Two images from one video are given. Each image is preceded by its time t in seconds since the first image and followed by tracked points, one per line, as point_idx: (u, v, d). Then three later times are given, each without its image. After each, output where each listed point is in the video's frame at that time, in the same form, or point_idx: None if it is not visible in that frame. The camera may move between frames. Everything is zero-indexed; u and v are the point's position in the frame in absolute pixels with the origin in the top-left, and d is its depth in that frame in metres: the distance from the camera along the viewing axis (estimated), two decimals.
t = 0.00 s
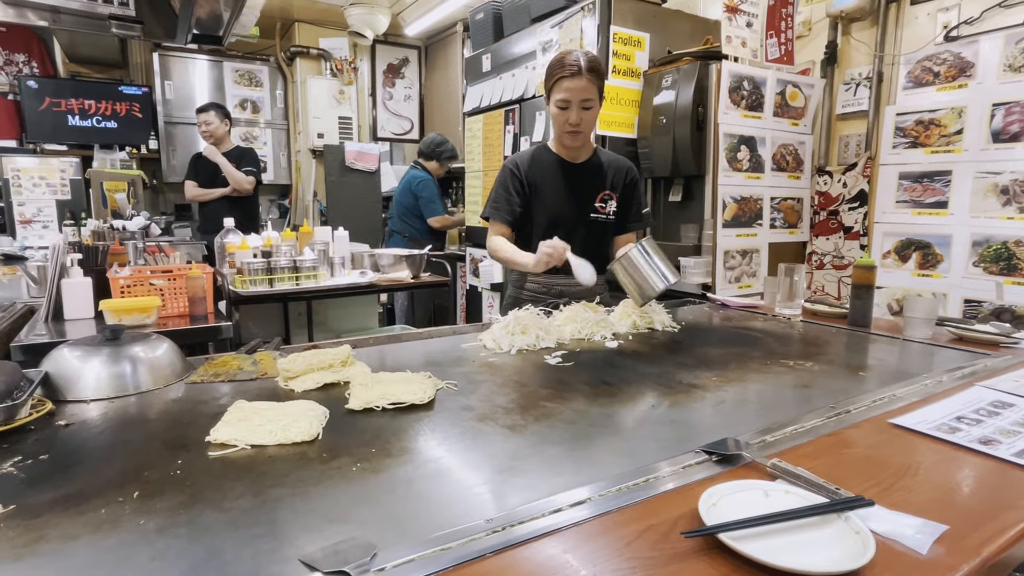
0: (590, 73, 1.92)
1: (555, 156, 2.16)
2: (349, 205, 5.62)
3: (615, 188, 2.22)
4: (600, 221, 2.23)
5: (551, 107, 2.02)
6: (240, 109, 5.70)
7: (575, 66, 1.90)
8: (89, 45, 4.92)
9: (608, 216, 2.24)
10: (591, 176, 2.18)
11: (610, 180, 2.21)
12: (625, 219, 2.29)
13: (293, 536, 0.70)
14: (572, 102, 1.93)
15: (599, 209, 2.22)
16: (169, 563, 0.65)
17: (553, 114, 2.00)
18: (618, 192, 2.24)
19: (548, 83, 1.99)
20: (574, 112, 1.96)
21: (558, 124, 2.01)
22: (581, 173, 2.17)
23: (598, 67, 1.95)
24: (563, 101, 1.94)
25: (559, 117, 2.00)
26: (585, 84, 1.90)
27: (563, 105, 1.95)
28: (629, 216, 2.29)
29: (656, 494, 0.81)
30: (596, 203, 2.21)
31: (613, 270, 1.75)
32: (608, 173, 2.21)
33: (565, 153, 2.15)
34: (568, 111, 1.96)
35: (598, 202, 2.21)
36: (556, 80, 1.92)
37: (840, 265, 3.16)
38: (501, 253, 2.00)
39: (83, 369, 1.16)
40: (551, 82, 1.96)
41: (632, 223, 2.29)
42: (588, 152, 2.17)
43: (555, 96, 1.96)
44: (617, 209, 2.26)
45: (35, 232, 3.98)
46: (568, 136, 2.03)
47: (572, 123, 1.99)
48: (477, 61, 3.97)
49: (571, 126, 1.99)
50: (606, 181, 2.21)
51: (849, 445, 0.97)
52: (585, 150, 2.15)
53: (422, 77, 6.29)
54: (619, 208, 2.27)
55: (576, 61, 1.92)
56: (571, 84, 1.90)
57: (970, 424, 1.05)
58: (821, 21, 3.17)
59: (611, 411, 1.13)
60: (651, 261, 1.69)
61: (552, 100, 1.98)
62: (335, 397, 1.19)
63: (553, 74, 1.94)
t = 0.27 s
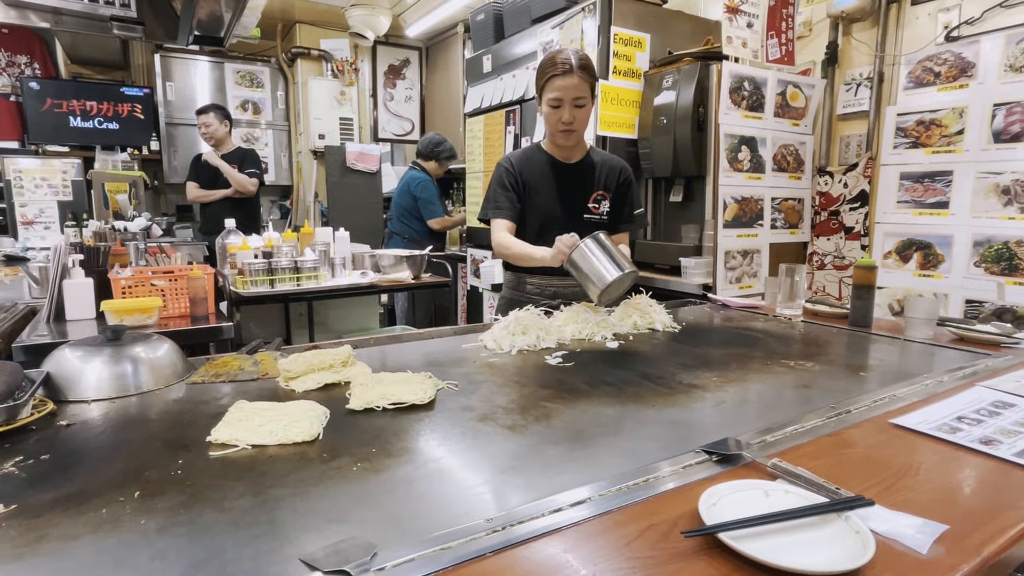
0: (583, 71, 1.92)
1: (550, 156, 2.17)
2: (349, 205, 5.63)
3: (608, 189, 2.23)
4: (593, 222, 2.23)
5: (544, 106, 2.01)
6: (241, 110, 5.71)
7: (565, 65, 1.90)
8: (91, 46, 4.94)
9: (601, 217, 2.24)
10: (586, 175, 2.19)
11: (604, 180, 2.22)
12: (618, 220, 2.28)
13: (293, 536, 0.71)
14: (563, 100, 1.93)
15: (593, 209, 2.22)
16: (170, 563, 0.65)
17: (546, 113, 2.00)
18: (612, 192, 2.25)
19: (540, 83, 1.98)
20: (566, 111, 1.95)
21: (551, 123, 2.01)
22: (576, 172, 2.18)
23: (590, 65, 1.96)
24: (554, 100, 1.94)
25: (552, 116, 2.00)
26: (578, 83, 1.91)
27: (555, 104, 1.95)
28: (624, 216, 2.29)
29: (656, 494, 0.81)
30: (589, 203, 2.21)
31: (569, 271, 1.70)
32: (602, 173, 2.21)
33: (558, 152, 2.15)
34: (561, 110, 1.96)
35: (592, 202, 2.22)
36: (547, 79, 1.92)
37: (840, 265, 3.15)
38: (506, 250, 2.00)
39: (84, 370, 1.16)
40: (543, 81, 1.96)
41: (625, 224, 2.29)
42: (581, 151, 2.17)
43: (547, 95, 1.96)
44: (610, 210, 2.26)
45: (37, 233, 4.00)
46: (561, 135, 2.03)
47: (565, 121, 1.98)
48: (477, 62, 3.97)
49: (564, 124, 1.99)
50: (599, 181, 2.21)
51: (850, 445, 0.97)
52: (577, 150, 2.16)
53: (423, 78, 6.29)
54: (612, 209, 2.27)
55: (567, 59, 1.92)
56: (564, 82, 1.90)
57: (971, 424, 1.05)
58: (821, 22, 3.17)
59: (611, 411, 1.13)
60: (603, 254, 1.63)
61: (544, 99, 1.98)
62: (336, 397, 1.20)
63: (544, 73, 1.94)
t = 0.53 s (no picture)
0: (576, 70, 1.92)
1: (547, 156, 2.17)
2: (350, 206, 5.63)
3: (605, 190, 2.22)
4: (590, 224, 2.23)
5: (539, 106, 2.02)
6: (243, 111, 5.72)
7: (559, 64, 1.90)
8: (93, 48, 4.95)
9: (598, 218, 2.24)
10: (583, 176, 2.19)
11: (601, 181, 2.21)
12: (616, 221, 2.28)
13: (293, 536, 0.70)
14: (557, 100, 1.93)
15: (589, 211, 2.22)
16: (169, 564, 0.65)
17: (540, 113, 2.00)
18: (609, 194, 2.23)
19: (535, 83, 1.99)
20: (560, 110, 1.95)
21: (546, 123, 2.01)
22: (573, 173, 2.18)
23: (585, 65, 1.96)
24: (548, 100, 1.94)
25: (546, 116, 2.00)
26: (571, 82, 1.90)
27: (549, 103, 1.95)
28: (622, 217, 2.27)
29: (657, 495, 0.80)
30: (586, 205, 2.21)
31: (556, 273, 1.69)
32: (598, 174, 2.20)
33: (555, 153, 2.15)
34: (555, 110, 1.96)
35: (588, 204, 2.21)
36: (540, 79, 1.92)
37: (842, 266, 3.15)
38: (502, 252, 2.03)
39: (84, 370, 1.16)
40: (536, 81, 1.96)
41: (623, 225, 2.28)
42: (578, 151, 2.17)
43: (541, 95, 1.96)
44: (607, 211, 2.25)
45: (39, 234, 4.01)
46: (556, 135, 2.03)
47: (559, 121, 1.98)
48: (478, 63, 3.97)
49: (558, 124, 1.98)
50: (596, 182, 2.20)
51: (851, 446, 0.96)
52: (574, 150, 2.15)
53: (424, 79, 6.30)
54: (610, 211, 2.26)
55: (561, 59, 1.92)
56: (556, 81, 1.90)
57: (972, 425, 1.05)
58: (823, 22, 3.17)
59: (611, 412, 1.13)
60: (591, 259, 1.61)
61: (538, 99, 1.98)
62: (336, 398, 1.19)
63: (538, 73, 1.95)
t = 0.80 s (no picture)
0: (570, 70, 1.91)
1: (545, 157, 2.17)
2: (350, 207, 5.63)
3: (602, 190, 2.21)
4: (588, 225, 2.23)
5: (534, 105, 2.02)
6: (243, 112, 5.72)
7: (552, 64, 1.89)
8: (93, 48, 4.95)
9: (596, 219, 2.23)
10: (581, 177, 2.18)
11: (598, 182, 2.20)
12: (615, 222, 2.26)
13: (292, 538, 0.70)
14: (549, 100, 1.92)
15: (587, 212, 2.21)
16: (167, 565, 0.65)
17: (535, 113, 2.01)
18: (607, 194, 2.22)
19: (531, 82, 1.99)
20: (553, 111, 1.95)
21: (540, 122, 2.01)
22: (569, 174, 2.17)
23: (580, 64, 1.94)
24: (542, 100, 1.94)
25: (541, 116, 2.00)
26: (564, 82, 1.89)
27: (543, 104, 1.95)
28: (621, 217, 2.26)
29: (657, 497, 0.80)
30: (583, 206, 2.20)
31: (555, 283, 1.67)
32: (596, 174, 2.19)
33: (553, 153, 2.15)
34: (548, 110, 1.96)
35: (586, 205, 2.21)
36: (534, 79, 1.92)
37: (842, 267, 3.15)
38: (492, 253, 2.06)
39: (83, 371, 1.16)
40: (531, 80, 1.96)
41: (622, 225, 2.27)
42: (575, 151, 2.16)
43: (535, 95, 1.96)
44: (605, 211, 2.25)
45: (39, 235, 4.01)
46: (551, 135, 2.03)
47: (553, 121, 1.98)
48: (478, 63, 3.97)
49: (552, 124, 1.98)
50: (594, 183, 2.19)
51: (852, 447, 0.96)
52: (570, 150, 2.15)
53: (424, 79, 6.30)
54: (608, 211, 2.26)
55: (555, 58, 1.91)
56: (549, 81, 1.89)
57: (973, 426, 1.04)
58: (823, 23, 3.17)
59: (612, 413, 1.13)
60: (588, 267, 1.60)
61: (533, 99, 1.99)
62: (335, 399, 1.19)
63: (532, 72, 1.94)
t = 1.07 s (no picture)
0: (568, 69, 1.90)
1: (546, 157, 2.17)
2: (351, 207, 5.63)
3: (603, 190, 2.20)
4: (590, 224, 2.22)
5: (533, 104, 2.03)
6: (244, 111, 5.72)
7: (550, 62, 1.89)
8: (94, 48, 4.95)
9: (597, 219, 2.22)
10: (581, 176, 2.18)
11: (599, 181, 2.19)
12: (616, 221, 2.25)
13: (293, 538, 0.70)
14: (545, 99, 1.92)
15: (588, 212, 2.20)
16: (167, 565, 0.65)
17: (533, 111, 2.01)
18: (607, 194, 2.21)
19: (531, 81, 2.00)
20: (549, 109, 1.95)
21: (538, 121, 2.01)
22: (569, 173, 2.17)
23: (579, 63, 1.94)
24: (539, 98, 1.95)
25: (538, 115, 2.00)
26: (560, 80, 1.89)
27: (539, 102, 1.95)
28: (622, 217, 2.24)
29: (659, 496, 0.80)
30: (584, 206, 2.20)
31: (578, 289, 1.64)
32: (596, 174, 2.18)
33: (552, 152, 2.15)
34: (544, 109, 1.96)
35: (587, 205, 2.20)
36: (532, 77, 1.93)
37: (844, 266, 3.14)
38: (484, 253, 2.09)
39: (83, 370, 1.16)
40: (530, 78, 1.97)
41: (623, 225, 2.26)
42: (574, 151, 2.15)
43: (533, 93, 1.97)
44: (606, 211, 2.24)
45: (39, 234, 4.01)
46: (548, 134, 2.03)
47: (549, 120, 1.97)
48: (479, 63, 3.97)
49: (548, 123, 1.98)
50: (594, 182, 2.19)
51: (854, 447, 0.96)
52: (570, 150, 2.14)
53: (425, 79, 6.30)
54: (610, 210, 2.25)
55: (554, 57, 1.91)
56: (545, 80, 1.89)
57: (976, 425, 1.04)
58: (824, 22, 3.16)
59: (613, 412, 1.12)
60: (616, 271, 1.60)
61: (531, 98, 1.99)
62: (335, 398, 1.19)
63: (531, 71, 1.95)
